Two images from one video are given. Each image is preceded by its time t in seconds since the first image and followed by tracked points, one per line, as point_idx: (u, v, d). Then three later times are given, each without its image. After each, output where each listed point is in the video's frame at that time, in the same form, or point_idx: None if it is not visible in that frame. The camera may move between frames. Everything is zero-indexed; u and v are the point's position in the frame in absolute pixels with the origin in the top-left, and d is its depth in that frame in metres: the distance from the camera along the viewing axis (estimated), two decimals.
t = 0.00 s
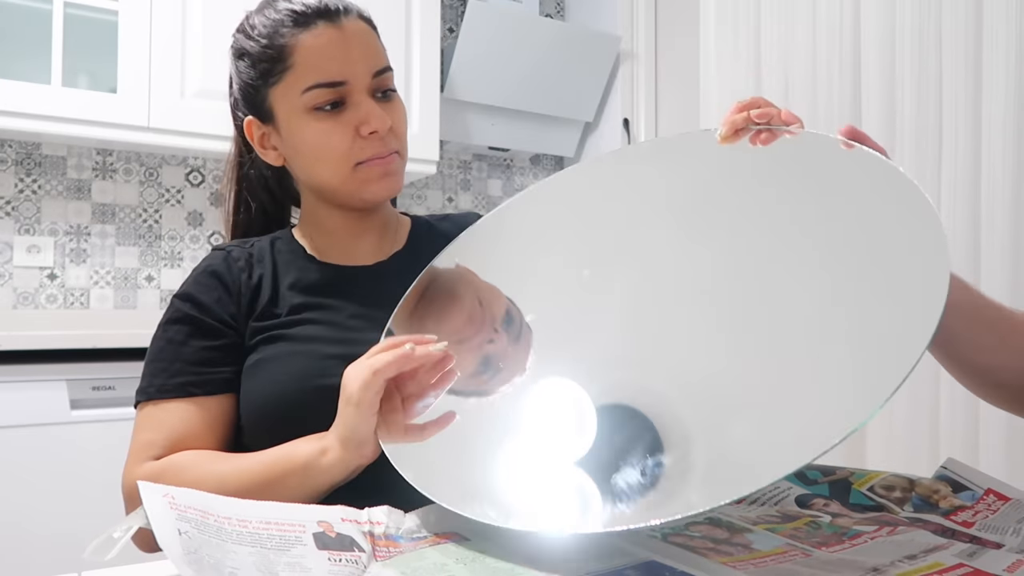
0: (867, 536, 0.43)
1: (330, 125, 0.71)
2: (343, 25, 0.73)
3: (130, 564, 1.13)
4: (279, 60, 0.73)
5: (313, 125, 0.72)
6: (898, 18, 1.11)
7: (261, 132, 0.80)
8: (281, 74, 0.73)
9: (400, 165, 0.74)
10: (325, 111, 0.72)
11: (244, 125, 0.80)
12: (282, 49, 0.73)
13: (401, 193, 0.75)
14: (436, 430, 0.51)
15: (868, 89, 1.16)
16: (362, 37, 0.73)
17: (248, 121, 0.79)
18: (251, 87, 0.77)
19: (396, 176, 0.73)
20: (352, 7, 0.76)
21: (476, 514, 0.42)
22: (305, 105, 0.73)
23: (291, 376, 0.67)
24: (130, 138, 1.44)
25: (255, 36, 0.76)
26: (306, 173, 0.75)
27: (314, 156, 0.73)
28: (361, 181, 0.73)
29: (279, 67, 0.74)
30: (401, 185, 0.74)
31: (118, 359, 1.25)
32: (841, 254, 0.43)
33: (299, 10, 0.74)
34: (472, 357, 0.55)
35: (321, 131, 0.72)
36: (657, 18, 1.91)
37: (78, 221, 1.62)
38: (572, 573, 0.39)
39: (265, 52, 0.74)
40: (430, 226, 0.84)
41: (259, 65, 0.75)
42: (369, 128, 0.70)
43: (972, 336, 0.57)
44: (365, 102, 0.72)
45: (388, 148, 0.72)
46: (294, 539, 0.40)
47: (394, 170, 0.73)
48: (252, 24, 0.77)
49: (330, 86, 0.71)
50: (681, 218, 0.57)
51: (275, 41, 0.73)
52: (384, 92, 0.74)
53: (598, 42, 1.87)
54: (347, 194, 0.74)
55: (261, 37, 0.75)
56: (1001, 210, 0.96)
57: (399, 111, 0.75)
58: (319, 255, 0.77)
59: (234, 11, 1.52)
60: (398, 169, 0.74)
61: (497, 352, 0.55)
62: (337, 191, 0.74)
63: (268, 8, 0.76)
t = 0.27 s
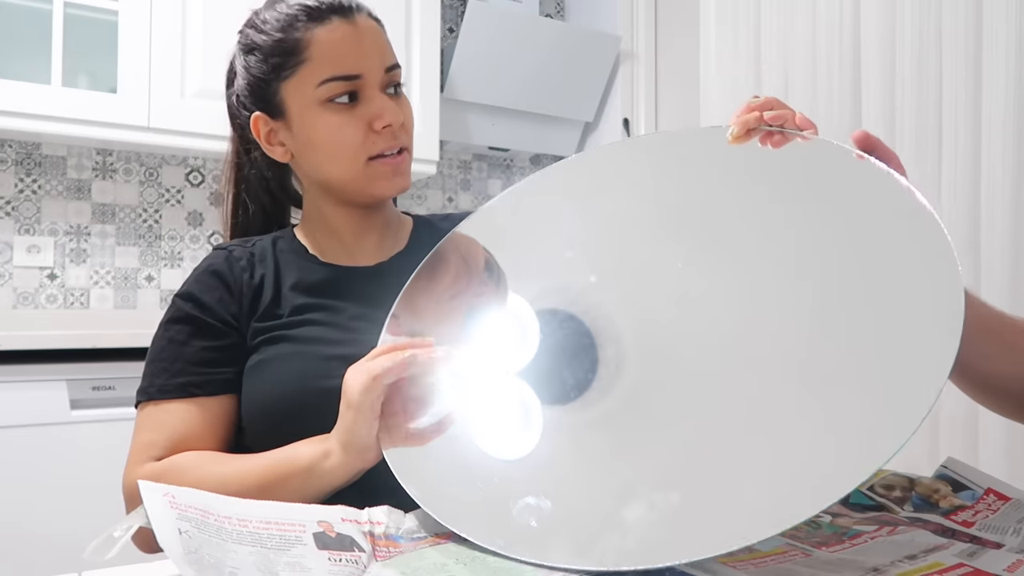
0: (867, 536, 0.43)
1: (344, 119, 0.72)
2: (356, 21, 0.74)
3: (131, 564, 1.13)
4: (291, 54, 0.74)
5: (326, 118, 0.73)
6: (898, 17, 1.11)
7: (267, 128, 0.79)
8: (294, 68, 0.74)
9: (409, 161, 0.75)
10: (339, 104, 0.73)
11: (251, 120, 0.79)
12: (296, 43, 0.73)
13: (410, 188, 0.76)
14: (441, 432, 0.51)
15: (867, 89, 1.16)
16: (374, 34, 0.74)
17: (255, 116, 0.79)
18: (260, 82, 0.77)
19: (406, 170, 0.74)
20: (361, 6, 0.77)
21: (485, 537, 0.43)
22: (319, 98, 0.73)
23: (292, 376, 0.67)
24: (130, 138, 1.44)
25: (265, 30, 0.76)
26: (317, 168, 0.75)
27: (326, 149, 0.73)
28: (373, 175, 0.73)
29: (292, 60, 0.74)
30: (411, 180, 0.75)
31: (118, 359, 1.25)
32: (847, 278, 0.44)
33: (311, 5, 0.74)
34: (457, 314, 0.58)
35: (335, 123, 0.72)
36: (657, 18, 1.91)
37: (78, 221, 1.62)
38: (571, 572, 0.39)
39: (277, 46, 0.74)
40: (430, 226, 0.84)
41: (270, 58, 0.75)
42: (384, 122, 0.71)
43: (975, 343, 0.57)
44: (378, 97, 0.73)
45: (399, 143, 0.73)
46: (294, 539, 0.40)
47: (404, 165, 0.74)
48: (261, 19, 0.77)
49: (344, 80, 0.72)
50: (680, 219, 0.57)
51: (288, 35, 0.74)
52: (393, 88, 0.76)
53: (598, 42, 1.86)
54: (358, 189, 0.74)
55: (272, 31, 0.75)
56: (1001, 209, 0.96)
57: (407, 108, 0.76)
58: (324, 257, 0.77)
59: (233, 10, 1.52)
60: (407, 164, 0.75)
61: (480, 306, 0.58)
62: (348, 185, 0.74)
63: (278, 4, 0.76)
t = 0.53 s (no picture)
0: (866, 536, 0.43)
1: (353, 114, 0.72)
2: (364, 19, 0.74)
3: (130, 564, 1.13)
4: (300, 50, 0.74)
5: (335, 114, 0.73)
6: (898, 17, 1.11)
7: (272, 124, 0.79)
8: (302, 63, 0.74)
9: (415, 159, 0.75)
10: (347, 100, 0.73)
11: (255, 117, 0.78)
12: (304, 39, 0.73)
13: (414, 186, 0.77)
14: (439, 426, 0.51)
15: (868, 89, 1.16)
16: (382, 32, 0.75)
17: (260, 112, 0.78)
18: (267, 78, 0.77)
19: (412, 168, 0.75)
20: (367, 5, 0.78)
21: (483, 541, 0.43)
22: (328, 94, 0.73)
23: (291, 377, 0.67)
24: (130, 138, 1.44)
25: (273, 26, 0.76)
26: (323, 164, 0.75)
27: (333, 145, 0.73)
28: (380, 172, 0.74)
29: (300, 56, 0.74)
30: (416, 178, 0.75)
31: (118, 359, 1.26)
32: (850, 281, 0.44)
33: (320, 2, 0.75)
34: (461, 303, 0.59)
35: (344, 119, 0.72)
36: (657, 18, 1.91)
37: (78, 221, 1.62)
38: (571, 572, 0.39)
39: (285, 41, 0.75)
40: (430, 226, 0.84)
41: (277, 54, 0.75)
42: (392, 119, 0.72)
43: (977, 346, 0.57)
44: (386, 94, 0.73)
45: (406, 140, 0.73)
46: (293, 540, 0.40)
47: (410, 162, 0.74)
48: (268, 15, 0.77)
49: (354, 77, 0.72)
50: (677, 216, 0.57)
51: (296, 31, 0.74)
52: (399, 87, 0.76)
53: (598, 42, 1.86)
54: (364, 186, 0.74)
55: (280, 27, 0.75)
56: (1001, 209, 0.96)
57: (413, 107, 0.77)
58: (323, 259, 0.77)
59: (233, 10, 1.52)
60: (413, 162, 0.75)
61: (484, 293, 0.59)
62: (355, 181, 0.74)
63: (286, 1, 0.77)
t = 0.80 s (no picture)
0: (866, 536, 0.43)
1: (354, 114, 0.72)
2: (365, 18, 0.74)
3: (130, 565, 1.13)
4: (301, 48, 0.74)
5: (336, 113, 0.73)
6: (898, 17, 1.11)
7: (272, 123, 0.79)
8: (303, 62, 0.74)
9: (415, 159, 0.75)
10: (348, 99, 0.73)
11: (255, 116, 0.78)
12: (306, 38, 0.73)
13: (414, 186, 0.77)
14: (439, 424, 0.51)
15: (867, 89, 1.16)
16: (383, 31, 0.75)
17: (260, 111, 0.78)
18: (267, 77, 0.77)
19: (412, 167, 0.75)
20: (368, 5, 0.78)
21: (486, 538, 0.43)
22: (329, 93, 0.73)
23: (291, 378, 0.67)
24: (130, 138, 1.44)
25: (273, 25, 0.76)
26: (324, 164, 0.75)
27: (334, 144, 0.73)
28: (380, 171, 0.74)
29: (301, 55, 0.74)
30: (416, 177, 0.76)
31: (118, 359, 1.26)
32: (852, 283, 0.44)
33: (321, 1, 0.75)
34: (457, 297, 0.59)
35: (345, 118, 0.72)
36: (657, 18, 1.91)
37: (78, 221, 1.62)
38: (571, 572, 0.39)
39: (286, 40, 0.74)
40: (430, 226, 0.84)
41: (278, 52, 0.75)
42: (393, 118, 0.72)
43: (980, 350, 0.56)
44: (387, 94, 0.73)
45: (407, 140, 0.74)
46: (294, 539, 0.40)
47: (411, 162, 0.75)
48: (268, 14, 0.77)
49: (355, 76, 0.72)
50: (674, 219, 0.56)
51: (297, 30, 0.74)
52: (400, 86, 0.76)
53: (598, 42, 1.86)
54: (364, 185, 0.74)
55: (281, 25, 0.75)
56: (1001, 208, 0.96)
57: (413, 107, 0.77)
58: (321, 259, 0.77)
59: (233, 10, 1.52)
60: (413, 162, 0.75)
61: (480, 288, 0.59)
62: (356, 181, 0.74)
63: None
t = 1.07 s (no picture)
0: (866, 536, 0.43)
1: (355, 114, 0.72)
2: (365, 18, 0.74)
3: (130, 564, 1.13)
4: (301, 49, 0.74)
5: (337, 114, 0.73)
6: (898, 16, 1.11)
7: (272, 124, 0.79)
8: (303, 62, 0.74)
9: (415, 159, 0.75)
10: (349, 100, 0.73)
11: (255, 116, 0.78)
12: (306, 38, 0.73)
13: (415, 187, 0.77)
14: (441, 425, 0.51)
15: (867, 89, 1.16)
16: (384, 31, 0.75)
17: (260, 112, 0.78)
18: (267, 78, 0.77)
19: (413, 168, 0.75)
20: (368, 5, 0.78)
21: (485, 538, 0.43)
22: (330, 94, 0.73)
23: (292, 378, 0.67)
24: (131, 138, 1.44)
25: (274, 25, 0.76)
26: (324, 164, 0.75)
27: (335, 146, 0.73)
28: (381, 171, 0.74)
29: (301, 55, 0.74)
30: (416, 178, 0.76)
31: (118, 359, 1.26)
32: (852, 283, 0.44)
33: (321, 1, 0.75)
34: (457, 298, 0.59)
35: (346, 119, 0.72)
36: (657, 19, 1.91)
37: (78, 221, 1.62)
38: (570, 571, 0.39)
39: (286, 40, 0.74)
40: (430, 227, 0.83)
41: (278, 52, 0.75)
42: (394, 119, 0.72)
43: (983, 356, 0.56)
44: (388, 95, 0.73)
45: (407, 140, 0.74)
46: (293, 539, 0.40)
47: (411, 162, 0.75)
48: (269, 14, 0.77)
49: (355, 77, 0.73)
50: (674, 220, 0.56)
51: (298, 29, 0.74)
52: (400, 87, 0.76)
53: (599, 43, 1.86)
54: (365, 185, 0.74)
55: (281, 25, 0.75)
56: (1001, 208, 0.96)
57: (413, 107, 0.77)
58: (321, 259, 0.77)
59: (232, 9, 1.52)
60: (413, 162, 0.75)
61: (480, 290, 0.60)
62: (357, 181, 0.74)
63: None
